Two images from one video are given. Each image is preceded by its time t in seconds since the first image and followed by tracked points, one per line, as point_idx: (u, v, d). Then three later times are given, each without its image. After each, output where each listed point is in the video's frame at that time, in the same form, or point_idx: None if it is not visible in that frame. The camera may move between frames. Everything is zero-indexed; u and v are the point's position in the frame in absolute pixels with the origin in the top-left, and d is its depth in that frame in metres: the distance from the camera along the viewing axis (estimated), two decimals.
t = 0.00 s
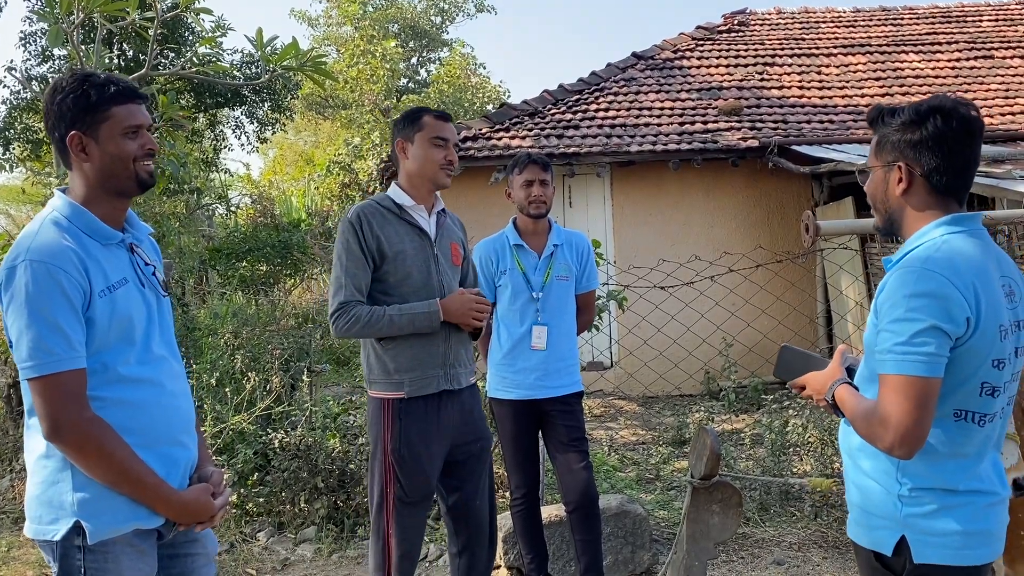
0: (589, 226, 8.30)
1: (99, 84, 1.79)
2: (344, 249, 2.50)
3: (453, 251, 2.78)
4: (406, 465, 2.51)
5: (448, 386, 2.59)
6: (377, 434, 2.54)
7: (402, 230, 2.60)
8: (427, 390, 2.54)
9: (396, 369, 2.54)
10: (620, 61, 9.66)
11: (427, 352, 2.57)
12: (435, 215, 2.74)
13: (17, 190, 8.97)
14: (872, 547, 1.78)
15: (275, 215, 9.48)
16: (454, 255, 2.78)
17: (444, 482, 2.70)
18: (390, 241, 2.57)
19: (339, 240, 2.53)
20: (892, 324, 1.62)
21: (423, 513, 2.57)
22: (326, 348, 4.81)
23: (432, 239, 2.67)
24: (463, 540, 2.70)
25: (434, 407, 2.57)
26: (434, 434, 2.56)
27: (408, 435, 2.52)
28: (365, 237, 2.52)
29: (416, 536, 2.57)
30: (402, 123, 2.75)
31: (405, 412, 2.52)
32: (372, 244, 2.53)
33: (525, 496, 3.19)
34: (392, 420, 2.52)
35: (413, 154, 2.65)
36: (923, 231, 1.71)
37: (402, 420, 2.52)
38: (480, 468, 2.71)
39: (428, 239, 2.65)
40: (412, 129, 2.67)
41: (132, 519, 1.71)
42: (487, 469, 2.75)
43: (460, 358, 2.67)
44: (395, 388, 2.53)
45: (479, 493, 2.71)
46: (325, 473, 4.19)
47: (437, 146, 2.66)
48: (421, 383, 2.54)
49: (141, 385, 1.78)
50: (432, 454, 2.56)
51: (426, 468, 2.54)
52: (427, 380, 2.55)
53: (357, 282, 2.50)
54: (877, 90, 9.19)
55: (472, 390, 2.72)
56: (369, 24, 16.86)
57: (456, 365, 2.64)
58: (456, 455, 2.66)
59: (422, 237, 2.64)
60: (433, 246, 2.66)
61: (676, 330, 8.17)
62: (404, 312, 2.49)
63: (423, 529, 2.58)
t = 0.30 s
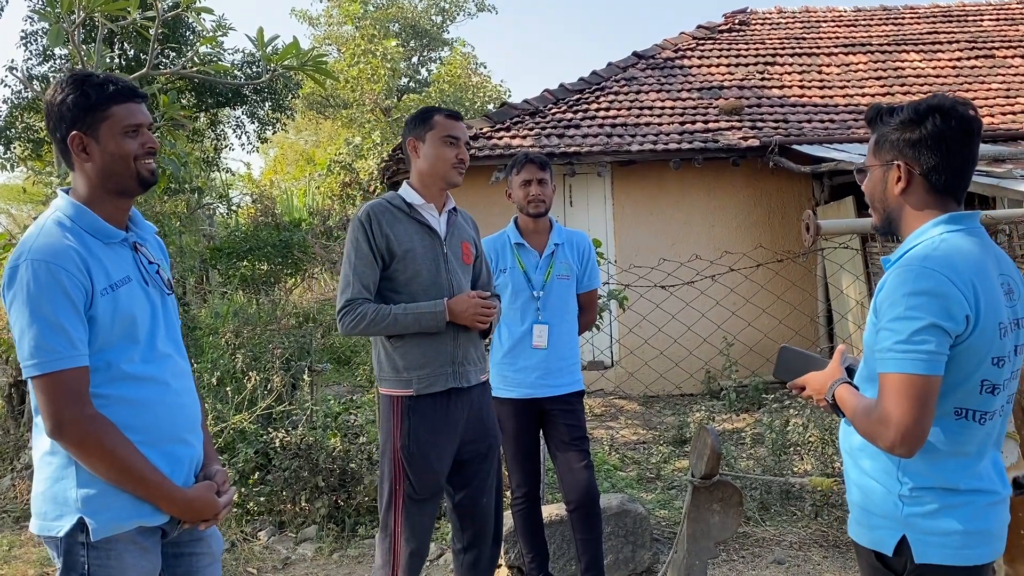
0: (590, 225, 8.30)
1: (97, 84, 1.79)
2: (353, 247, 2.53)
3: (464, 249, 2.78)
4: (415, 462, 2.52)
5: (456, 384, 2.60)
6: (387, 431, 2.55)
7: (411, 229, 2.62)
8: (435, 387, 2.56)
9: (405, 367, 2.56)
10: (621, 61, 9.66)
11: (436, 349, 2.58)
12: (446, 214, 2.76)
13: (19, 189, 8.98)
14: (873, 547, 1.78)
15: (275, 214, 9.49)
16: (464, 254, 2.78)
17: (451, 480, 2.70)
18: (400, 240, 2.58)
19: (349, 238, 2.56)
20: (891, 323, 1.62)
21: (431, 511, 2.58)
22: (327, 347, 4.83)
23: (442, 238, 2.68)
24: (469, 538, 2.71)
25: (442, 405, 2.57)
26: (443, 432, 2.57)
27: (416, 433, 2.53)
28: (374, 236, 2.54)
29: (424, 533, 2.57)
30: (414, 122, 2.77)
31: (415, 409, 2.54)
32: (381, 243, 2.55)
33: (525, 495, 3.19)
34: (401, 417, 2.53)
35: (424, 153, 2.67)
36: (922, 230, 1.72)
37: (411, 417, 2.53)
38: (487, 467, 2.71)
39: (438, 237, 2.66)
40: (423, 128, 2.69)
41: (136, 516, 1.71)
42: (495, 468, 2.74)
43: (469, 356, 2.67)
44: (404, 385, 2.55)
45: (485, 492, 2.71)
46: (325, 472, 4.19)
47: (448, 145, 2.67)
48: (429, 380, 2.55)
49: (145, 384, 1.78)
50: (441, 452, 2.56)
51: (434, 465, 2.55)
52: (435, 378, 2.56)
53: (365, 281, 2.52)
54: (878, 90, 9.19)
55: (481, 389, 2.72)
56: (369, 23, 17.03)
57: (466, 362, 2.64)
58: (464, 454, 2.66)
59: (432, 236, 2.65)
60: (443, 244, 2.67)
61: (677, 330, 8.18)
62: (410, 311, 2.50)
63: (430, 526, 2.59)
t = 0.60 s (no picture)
0: (591, 225, 8.29)
1: (102, 82, 1.79)
2: (360, 247, 2.56)
3: (474, 249, 2.78)
4: (420, 460, 2.54)
5: (462, 382, 2.60)
6: (394, 428, 2.58)
7: (418, 228, 2.63)
8: (440, 385, 2.57)
9: (412, 365, 2.58)
10: (622, 60, 9.66)
11: (442, 348, 2.59)
12: (455, 213, 2.76)
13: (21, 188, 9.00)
14: (875, 546, 1.78)
15: (277, 213, 9.48)
16: (474, 254, 2.78)
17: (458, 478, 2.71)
18: (407, 240, 2.60)
19: (357, 239, 2.59)
20: (899, 323, 1.61)
21: (437, 508, 2.59)
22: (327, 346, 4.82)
23: (449, 237, 2.69)
24: (474, 536, 2.71)
25: (449, 403, 2.58)
26: (449, 430, 2.58)
27: (424, 430, 2.55)
28: (381, 236, 2.57)
29: (429, 530, 2.58)
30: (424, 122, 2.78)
31: (423, 406, 2.56)
32: (388, 243, 2.58)
33: (526, 494, 3.19)
34: (407, 415, 2.55)
35: (433, 153, 2.68)
36: (928, 231, 1.72)
37: (417, 415, 2.55)
38: (494, 466, 2.70)
39: (445, 237, 2.67)
40: (433, 127, 2.69)
41: (147, 512, 1.71)
42: (502, 467, 2.74)
43: (476, 355, 2.66)
44: (410, 383, 2.57)
45: (492, 491, 2.70)
46: (327, 471, 4.20)
47: (456, 145, 2.68)
48: (435, 378, 2.56)
49: (155, 380, 1.78)
50: (447, 449, 2.57)
51: (440, 463, 2.56)
52: (441, 376, 2.57)
53: (372, 280, 2.55)
54: (880, 89, 9.18)
55: (490, 388, 2.71)
56: (371, 22, 17.06)
57: (472, 362, 2.64)
58: (471, 452, 2.66)
59: (439, 235, 2.66)
60: (451, 244, 2.68)
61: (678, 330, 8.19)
62: (414, 311, 2.51)
63: (436, 523, 2.60)
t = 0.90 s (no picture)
0: (592, 224, 8.29)
1: (104, 82, 1.79)
2: (366, 246, 2.59)
3: (482, 248, 2.76)
4: (424, 457, 2.54)
5: (466, 381, 2.60)
6: (400, 425, 2.59)
7: (424, 228, 2.63)
8: (444, 384, 2.57)
9: (417, 364, 2.59)
10: (624, 59, 9.65)
11: (446, 347, 2.59)
12: (463, 213, 2.76)
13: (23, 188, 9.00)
14: (872, 541, 1.77)
15: (278, 212, 9.47)
16: (482, 253, 2.76)
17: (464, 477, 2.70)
18: (412, 239, 2.61)
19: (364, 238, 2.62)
20: (898, 322, 1.61)
21: (441, 506, 2.59)
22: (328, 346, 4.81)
23: (455, 236, 2.68)
24: (478, 534, 2.70)
25: (453, 401, 2.58)
26: (453, 428, 2.57)
27: (429, 428, 2.55)
28: (385, 235, 2.59)
29: (433, 527, 2.58)
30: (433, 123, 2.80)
31: (427, 404, 2.56)
32: (392, 241, 2.59)
33: (528, 493, 3.19)
34: (412, 412, 2.56)
35: (441, 153, 2.70)
36: (935, 231, 1.72)
37: (422, 412, 2.56)
38: (500, 466, 2.69)
39: (451, 236, 2.66)
40: (441, 128, 2.71)
41: (148, 512, 1.71)
42: (509, 467, 2.72)
43: (481, 354, 2.65)
44: (414, 381, 2.58)
45: (497, 490, 2.69)
46: (329, 471, 4.21)
47: (463, 145, 2.69)
48: (439, 376, 2.57)
49: (157, 380, 1.78)
50: (451, 447, 2.57)
51: (444, 460, 2.56)
52: (445, 375, 2.57)
53: (376, 280, 2.57)
54: (882, 88, 9.17)
55: (497, 387, 2.70)
56: (373, 21, 17.09)
57: (477, 361, 2.64)
58: (476, 451, 2.66)
59: (445, 235, 2.66)
60: (457, 243, 2.67)
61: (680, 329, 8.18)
62: (416, 311, 2.52)
63: (441, 520, 2.59)
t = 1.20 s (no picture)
0: (594, 223, 8.28)
1: (106, 82, 1.79)
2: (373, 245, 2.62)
3: (490, 248, 2.75)
4: (429, 454, 2.55)
5: (471, 380, 2.59)
6: (406, 422, 2.60)
7: (431, 228, 2.63)
8: (450, 383, 2.57)
9: (422, 362, 2.59)
10: (626, 58, 9.64)
11: (451, 345, 2.58)
12: (472, 212, 2.75)
13: (24, 187, 9.01)
14: (868, 538, 1.77)
15: (280, 211, 9.46)
16: (490, 253, 2.75)
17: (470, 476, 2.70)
18: (418, 239, 2.62)
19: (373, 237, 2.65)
20: (894, 328, 1.60)
21: (445, 504, 2.59)
22: (330, 345, 4.80)
23: (462, 236, 2.68)
24: (482, 533, 2.70)
25: (459, 400, 2.58)
26: (459, 427, 2.57)
27: (434, 425, 2.56)
28: (392, 235, 2.60)
29: (438, 525, 2.58)
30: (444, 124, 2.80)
31: (432, 401, 2.57)
32: (399, 241, 2.61)
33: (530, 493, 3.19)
34: (418, 409, 2.57)
35: (449, 154, 2.70)
36: (921, 231, 1.72)
37: (427, 409, 2.56)
38: (506, 466, 2.68)
39: (458, 236, 2.66)
40: (450, 129, 2.71)
41: (145, 513, 1.71)
42: (515, 467, 2.72)
43: (486, 354, 2.64)
44: (420, 379, 2.58)
45: (501, 490, 2.69)
46: (331, 470, 4.21)
47: (471, 146, 2.69)
48: (444, 375, 2.57)
49: (154, 380, 1.78)
50: (456, 445, 2.57)
51: (448, 458, 2.56)
52: (450, 373, 2.57)
53: (383, 279, 2.59)
54: (883, 87, 9.15)
55: (504, 387, 2.69)
56: (374, 20, 17.11)
57: (482, 361, 2.62)
58: (482, 450, 2.65)
59: (452, 235, 2.66)
60: (463, 243, 2.67)
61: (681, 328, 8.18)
62: (420, 309, 2.53)
63: (446, 518, 2.60)
